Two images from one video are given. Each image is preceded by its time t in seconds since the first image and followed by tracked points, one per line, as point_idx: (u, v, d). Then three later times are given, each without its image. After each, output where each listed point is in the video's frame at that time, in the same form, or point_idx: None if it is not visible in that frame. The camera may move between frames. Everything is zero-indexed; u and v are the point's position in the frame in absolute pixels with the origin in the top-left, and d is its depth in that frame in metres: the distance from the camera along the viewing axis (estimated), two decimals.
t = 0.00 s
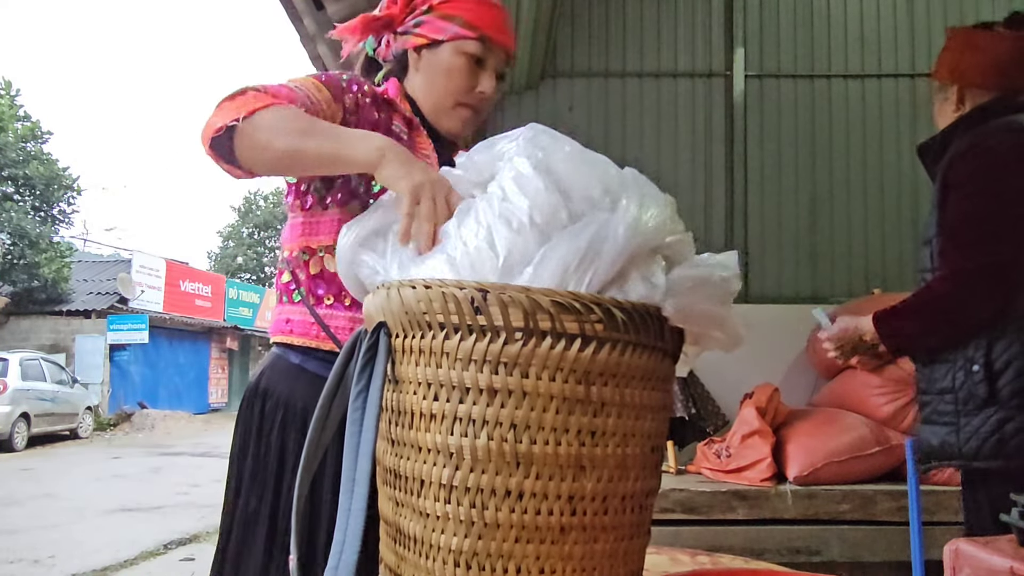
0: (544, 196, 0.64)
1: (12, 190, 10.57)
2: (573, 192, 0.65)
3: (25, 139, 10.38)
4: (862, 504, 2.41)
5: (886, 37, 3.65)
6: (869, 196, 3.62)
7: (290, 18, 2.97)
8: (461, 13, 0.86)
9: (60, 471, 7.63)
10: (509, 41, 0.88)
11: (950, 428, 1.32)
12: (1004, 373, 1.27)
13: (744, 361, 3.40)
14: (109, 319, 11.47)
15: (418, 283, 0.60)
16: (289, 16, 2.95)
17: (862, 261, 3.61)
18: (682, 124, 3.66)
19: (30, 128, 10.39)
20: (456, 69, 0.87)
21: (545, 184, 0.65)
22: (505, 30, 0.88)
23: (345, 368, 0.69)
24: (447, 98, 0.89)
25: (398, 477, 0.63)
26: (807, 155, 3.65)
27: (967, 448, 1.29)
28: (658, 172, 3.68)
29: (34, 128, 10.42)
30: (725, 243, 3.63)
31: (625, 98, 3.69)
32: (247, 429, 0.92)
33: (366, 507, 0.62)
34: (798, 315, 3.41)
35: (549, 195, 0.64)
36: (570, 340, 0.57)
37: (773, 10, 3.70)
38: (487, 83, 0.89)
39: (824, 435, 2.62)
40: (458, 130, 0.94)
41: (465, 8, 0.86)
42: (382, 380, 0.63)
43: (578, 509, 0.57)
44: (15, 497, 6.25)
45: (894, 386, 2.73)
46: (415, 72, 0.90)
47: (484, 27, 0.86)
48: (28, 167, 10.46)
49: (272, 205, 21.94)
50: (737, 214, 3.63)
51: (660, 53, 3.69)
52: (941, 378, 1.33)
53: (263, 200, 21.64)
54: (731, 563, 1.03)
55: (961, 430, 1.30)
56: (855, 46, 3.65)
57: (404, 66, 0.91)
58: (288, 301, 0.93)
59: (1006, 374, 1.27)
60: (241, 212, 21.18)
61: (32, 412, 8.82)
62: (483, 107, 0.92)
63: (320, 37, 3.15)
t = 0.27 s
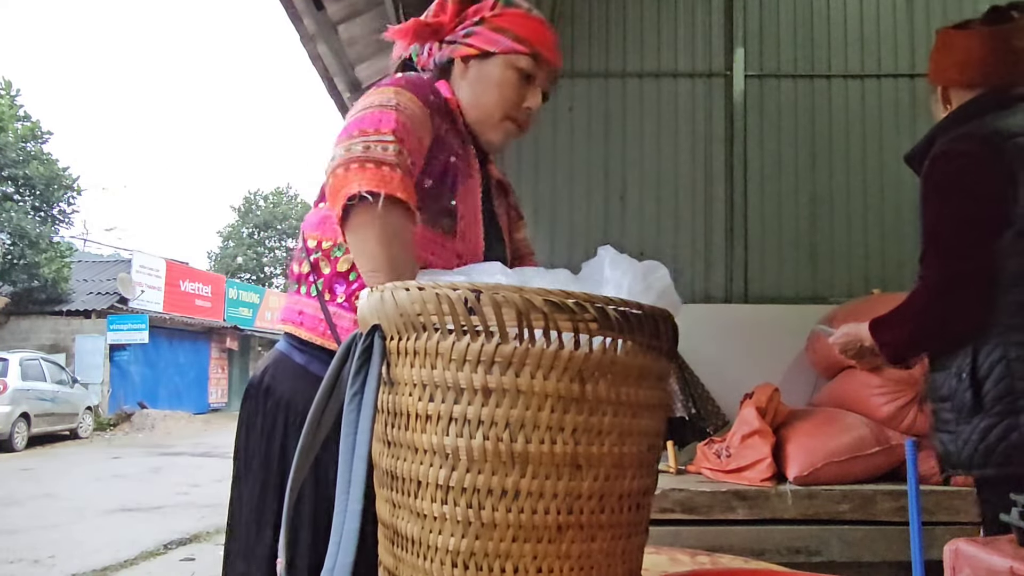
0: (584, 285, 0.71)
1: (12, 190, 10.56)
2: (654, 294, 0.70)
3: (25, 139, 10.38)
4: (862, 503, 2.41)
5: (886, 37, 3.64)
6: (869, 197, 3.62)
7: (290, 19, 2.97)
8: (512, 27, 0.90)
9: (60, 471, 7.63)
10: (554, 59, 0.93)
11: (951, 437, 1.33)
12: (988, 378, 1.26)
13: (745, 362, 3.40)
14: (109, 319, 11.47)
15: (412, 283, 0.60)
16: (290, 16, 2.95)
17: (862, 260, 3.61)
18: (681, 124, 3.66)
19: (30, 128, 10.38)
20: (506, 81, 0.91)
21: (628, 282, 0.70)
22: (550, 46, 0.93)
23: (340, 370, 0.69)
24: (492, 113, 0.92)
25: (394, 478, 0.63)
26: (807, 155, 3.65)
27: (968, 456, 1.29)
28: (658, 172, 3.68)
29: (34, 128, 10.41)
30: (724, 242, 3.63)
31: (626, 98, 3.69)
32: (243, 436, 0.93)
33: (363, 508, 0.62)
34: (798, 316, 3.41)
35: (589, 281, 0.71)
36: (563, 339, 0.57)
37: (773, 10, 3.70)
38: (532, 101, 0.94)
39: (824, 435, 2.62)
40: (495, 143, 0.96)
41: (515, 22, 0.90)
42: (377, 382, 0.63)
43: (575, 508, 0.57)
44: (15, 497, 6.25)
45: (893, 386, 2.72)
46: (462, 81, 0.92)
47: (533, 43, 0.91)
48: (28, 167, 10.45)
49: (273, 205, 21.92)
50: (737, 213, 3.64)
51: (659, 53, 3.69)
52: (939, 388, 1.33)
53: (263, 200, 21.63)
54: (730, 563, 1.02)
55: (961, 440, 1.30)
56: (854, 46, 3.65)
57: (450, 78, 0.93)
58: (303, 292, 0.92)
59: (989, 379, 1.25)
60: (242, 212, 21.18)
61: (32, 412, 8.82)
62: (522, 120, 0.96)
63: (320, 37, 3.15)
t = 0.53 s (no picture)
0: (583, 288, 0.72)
1: (12, 190, 10.55)
2: (656, 298, 0.70)
3: (25, 139, 10.37)
4: (862, 504, 2.41)
5: (886, 37, 3.65)
6: (870, 197, 3.62)
7: (290, 19, 2.97)
8: (538, 48, 0.89)
9: (60, 471, 7.63)
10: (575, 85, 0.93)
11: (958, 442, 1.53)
12: (982, 386, 1.45)
13: (746, 362, 3.40)
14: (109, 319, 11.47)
15: (420, 282, 0.60)
16: (289, 16, 2.95)
17: (862, 260, 3.61)
18: (682, 124, 3.67)
19: (30, 128, 10.37)
20: (522, 100, 0.91)
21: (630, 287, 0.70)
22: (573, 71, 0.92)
23: (347, 368, 0.69)
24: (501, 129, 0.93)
25: (399, 476, 0.63)
26: (807, 155, 3.65)
27: (971, 460, 1.49)
28: (658, 172, 3.68)
29: (34, 128, 10.41)
30: (724, 242, 3.63)
31: (626, 98, 3.69)
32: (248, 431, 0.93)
33: (367, 508, 0.62)
34: (799, 316, 3.41)
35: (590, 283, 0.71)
36: (571, 339, 0.57)
37: (773, 9, 3.69)
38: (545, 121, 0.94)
39: (824, 435, 2.62)
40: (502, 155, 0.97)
41: (542, 44, 0.89)
42: (383, 380, 0.63)
43: (580, 508, 0.57)
44: (15, 497, 6.25)
45: (894, 386, 2.71)
46: (478, 91, 0.92)
47: (558, 67, 0.90)
48: (28, 167, 10.44)
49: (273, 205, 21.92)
50: (738, 213, 3.64)
51: (660, 53, 3.69)
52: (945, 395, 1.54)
53: (263, 200, 21.63)
54: (731, 563, 1.03)
55: (964, 444, 1.51)
56: (855, 46, 3.65)
57: (468, 84, 0.93)
58: (307, 289, 0.92)
59: (983, 387, 1.44)
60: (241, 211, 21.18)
61: (32, 412, 8.82)
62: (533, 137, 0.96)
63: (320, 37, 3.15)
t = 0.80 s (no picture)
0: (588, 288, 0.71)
1: (12, 190, 10.55)
2: (656, 297, 0.70)
3: (25, 139, 10.37)
4: (862, 504, 2.42)
5: (886, 37, 3.65)
6: (870, 197, 3.62)
7: (290, 19, 2.97)
8: (564, 64, 0.93)
9: (60, 471, 7.63)
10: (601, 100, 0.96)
11: (955, 439, 1.57)
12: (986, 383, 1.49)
13: (746, 362, 3.40)
14: (109, 319, 11.48)
15: (416, 283, 0.60)
16: (289, 17, 2.95)
17: (862, 261, 3.62)
18: (682, 124, 3.67)
19: (30, 128, 10.38)
20: (548, 116, 0.95)
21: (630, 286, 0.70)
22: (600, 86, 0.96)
23: (346, 369, 0.68)
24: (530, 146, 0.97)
25: (398, 476, 0.63)
26: (807, 155, 3.65)
27: (969, 454, 1.53)
28: (658, 172, 3.68)
29: (34, 128, 10.41)
30: (724, 243, 3.64)
31: (626, 98, 3.70)
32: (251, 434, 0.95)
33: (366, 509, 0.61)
34: (799, 316, 3.41)
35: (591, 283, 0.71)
36: (566, 338, 0.58)
37: (773, 9, 3.70)
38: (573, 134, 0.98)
39: (824, 435, 2.62)
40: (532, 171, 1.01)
41: (568, 60, 0.93)
42: (380, 379, 0.63)
43: (577, 507, 0.58)
44: (15, 497, 6.25)
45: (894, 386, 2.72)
46: (508, 110, 0.97)
47: (583, 81, 0.94)
48: (28, 167, 10.44)
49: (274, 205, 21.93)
50: (738, 213, 3.64)
51: (660, 53, 3.70)
52: (942, 391, 1.57)
53: (263, 200, 21.64)
54: (731, 563, 1.03)
55: (962, 441, 1.55)
56: (855, 46, 3.66)
57: (500, 103, 0.98)
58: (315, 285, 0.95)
59: (987, 386, 1.49)
60: (242, 211, 21.18)
61: (32, 412, 8.82)
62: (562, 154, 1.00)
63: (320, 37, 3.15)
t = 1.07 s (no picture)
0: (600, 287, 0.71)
1: (13, 190, 10.54)
2: (667, 299, 0.70)
3: (25, 139, 10.36)
4: (862, 504, 2.42)
5: (886, 37, 3.65)
6: (871, 197, 3.62)
7: (290, 18, 2.96)
8: (565, 70, 0.91)
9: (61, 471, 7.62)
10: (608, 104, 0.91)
11: (956, 428, 1.46)
12: (1000, 379, 1.38)
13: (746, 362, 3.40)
14: (109, 319, 11.48)
15: (426, 283, 0.60)
16: (289, 16, 2.95)
17: (862, 261, 3.62)
18: (682, 124, 3.67)
19: (30, 128, 10.36)
20: (548, 121, 0.92)
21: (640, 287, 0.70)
22: (606, 90, 0.91)
23: (356, 366, 0.67)
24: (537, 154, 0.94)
25: (406, 476, 0.63)
26: (808, 155, 3.65)
27: (970, 447, 1.43)
28: (658, 171, 3.68)
29: (34, 128, 10.40)
30: (724, 243, 3.64)
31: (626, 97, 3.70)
32: (273, 435, 1.00)
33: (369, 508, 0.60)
34: (799, 316, 3.42)
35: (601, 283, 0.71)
36: (575, 339, 0.57)
37: (773, 9, 3.69)
38: (579, 138, 0.92)
39: (825, 436, 2.62)
40: (551, 186, 0.97)
41: (568, 64, 0.91)
42: (390, 377, 0.63)
43: (585, 509, 0.57)
44: (15, 497, 6.25)
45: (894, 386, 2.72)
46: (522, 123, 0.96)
47: (582, 83, 0.90)
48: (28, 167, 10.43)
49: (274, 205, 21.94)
50: (738, 212, 3.64)
51: (660, 53, 3.71)
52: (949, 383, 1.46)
53: (263, 200, 21.64)
54: (731, 563, 1.03)
55: (964, 432, 1.44)
56: (855, 47, 3.66)
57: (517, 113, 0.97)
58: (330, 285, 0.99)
59: (1001, 381, 1.38)
60: (242, 212, 21.19)
61: (32, 411, 8.82)
62: (578, 166, 0.95)
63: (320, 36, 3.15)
